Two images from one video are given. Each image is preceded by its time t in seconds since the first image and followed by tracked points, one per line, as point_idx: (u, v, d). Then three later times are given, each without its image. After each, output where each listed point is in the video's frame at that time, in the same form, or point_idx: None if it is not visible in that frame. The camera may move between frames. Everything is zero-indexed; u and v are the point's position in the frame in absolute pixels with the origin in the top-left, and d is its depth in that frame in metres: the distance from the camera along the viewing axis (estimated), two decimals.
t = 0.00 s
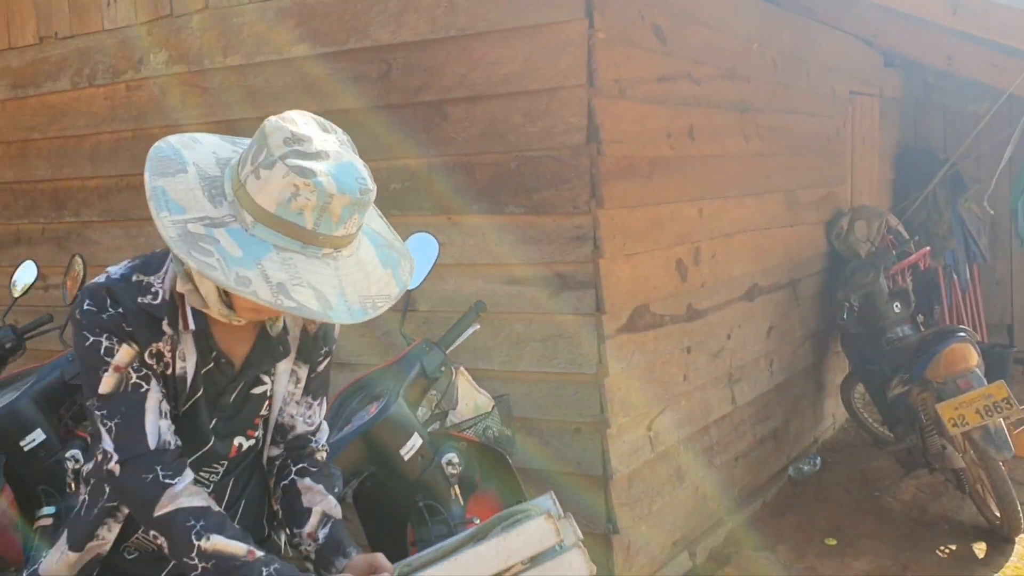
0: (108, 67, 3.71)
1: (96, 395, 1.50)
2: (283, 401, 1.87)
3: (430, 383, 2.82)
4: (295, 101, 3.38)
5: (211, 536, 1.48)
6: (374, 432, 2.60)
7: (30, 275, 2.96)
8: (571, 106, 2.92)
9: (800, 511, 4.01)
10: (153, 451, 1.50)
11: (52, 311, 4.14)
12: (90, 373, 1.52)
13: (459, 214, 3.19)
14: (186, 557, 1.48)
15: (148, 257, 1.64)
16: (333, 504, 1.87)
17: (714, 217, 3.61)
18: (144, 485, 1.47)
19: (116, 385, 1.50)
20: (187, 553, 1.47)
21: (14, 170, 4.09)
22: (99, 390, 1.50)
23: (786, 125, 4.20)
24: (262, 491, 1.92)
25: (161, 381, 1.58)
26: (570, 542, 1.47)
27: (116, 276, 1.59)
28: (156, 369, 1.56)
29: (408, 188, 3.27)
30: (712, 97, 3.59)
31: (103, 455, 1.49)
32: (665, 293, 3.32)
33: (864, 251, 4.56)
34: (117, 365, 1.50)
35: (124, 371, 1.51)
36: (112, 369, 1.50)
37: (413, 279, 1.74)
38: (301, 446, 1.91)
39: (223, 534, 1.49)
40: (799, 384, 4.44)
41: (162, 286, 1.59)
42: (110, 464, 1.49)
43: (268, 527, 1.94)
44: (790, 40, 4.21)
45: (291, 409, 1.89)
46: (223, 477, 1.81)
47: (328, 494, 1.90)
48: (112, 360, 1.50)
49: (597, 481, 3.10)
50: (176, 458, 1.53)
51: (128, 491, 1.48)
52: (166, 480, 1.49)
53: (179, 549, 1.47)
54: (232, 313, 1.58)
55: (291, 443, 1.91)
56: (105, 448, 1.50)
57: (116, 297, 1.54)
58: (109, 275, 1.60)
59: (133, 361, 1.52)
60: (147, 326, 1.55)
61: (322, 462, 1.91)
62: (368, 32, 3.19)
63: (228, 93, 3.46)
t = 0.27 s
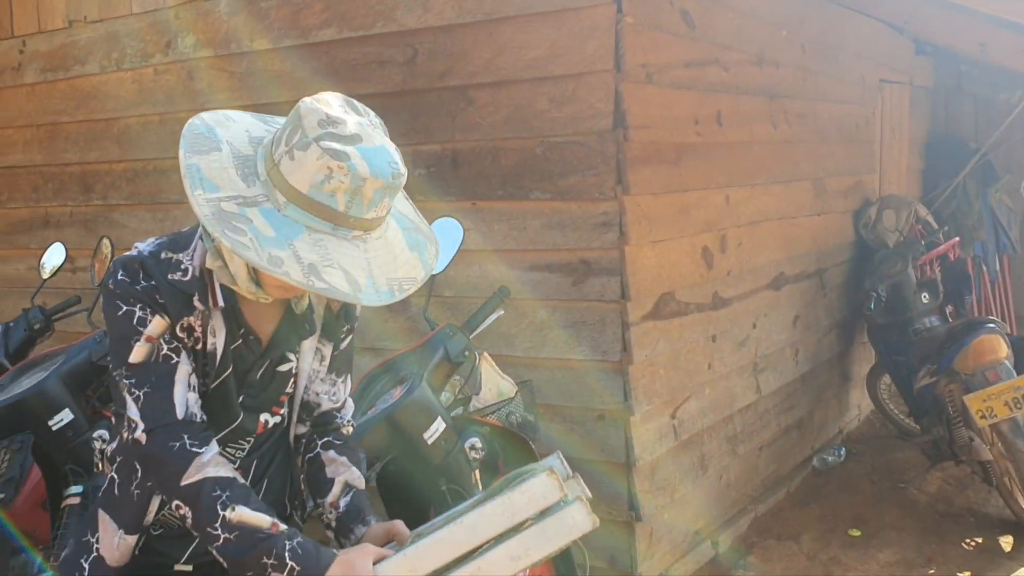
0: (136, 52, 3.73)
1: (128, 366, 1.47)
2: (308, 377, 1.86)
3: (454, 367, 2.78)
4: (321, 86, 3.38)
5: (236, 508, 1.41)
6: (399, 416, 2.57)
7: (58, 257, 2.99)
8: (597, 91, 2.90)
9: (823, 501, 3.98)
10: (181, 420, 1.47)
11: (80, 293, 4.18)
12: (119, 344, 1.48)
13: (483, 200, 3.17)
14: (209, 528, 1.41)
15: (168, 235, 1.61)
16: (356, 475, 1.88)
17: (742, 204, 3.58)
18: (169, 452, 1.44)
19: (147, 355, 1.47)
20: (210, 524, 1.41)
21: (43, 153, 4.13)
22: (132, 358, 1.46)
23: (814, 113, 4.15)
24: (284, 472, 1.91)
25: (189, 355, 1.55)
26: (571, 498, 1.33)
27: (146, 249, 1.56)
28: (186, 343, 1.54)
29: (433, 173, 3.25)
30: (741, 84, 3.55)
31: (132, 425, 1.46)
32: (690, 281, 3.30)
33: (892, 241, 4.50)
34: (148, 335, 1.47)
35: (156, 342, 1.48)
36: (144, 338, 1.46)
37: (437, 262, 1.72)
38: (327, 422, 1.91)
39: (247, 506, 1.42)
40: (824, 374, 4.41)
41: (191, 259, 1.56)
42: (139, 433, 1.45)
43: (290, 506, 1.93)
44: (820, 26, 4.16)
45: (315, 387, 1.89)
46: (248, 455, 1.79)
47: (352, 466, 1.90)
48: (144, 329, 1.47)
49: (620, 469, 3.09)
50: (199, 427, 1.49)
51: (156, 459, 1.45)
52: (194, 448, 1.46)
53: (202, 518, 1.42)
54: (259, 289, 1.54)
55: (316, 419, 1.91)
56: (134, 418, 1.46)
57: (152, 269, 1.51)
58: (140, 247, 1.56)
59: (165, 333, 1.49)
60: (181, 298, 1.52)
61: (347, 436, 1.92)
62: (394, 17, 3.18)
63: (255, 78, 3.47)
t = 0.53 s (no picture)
0: (168, 35, 3.75)
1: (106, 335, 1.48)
2: (319, 353, 1.87)
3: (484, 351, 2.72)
4: (351, 69, 3.38)
5: (187, 459, 1.40)
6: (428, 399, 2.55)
7: (91, 239, 3.00)
8: (630, 73, 2.87)
9: (855, 489, 3.95)
10: (143, 389, 1.47)
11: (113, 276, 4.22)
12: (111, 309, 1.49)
13: (513, 182, 3.14)
14: (163, 482, 1.40)
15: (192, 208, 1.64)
16: (351, 434, 1.86)
17: (775, 188, 3.54)
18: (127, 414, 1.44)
19: (130, 325, 1.47)
20: (162, 477, 1.40)
21: (77, 137, 4.16)
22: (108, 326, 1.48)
23: (849, 96, 4.09)
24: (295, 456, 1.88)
25: (177, 330, 1.54)
26: (486, 374, 1.38)
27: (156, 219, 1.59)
28: (178, 317, 1.53)
29: (462, 156, 3.22)
30: (775, 66, 3.50)
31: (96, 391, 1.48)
32: (723, 265, 3.27)
33: (927, 226, 4.42)
34: (137, 305, 1.47)
35: (143, 313, 1.48)
36: (131, 308, 1.47)
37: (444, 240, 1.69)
38: (332, 391, 1.94)
39: (198, 457, 1.41)
40: (857, 361, 4.36)
41: (195, 232, 1.57)
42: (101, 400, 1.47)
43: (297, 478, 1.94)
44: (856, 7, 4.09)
45: (324, 361, 1.90)
46: (264, 429, 1.78)
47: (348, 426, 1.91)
48: (135, 298, 1.47)
49: (650, 454, 3.07)
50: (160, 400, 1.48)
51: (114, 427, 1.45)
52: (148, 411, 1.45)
53: (151, 471, 1.42)
54: (269, 267, 1.58)
55: (326, 389, 1.93)
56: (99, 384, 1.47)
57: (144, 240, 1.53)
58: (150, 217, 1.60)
59: (155, 305, 1.49)
60: (173, 272, 1.52)
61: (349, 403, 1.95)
62: None
63: (287, 61, 3.48)
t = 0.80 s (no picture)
0: (213, 17, 3.77)
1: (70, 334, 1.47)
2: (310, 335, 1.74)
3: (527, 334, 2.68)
4: (395, 50, 3.37)
5: (134, 445, 1.35)
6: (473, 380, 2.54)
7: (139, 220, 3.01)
8: (678, 54, 2.83)
9: (899, 478, 3.90)
10: (101, 381, 1.43)
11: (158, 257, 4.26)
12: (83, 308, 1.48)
13: (557, 165, 3.11)
14: (111, 468, 1.35)
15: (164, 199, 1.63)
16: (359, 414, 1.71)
17: (823, 172, 3.49)
18: (83, 407, 1.41)
19: (96, 321, 1.45)
20: (111, 463, 1.35)
21: (124, 119, 4.21)
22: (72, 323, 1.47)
23: (899, 78, 4.01)
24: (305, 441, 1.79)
25: (147, 319, 1.51)
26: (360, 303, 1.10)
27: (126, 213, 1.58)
28: (150, 308, 1.51)
29: (506, 138, 3.19)
30: (825, 47, 3.44)
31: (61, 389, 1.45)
32: (769, 250, 3.23)
33: (978, 213, 4.38)
34: (102, 301, 1.45)
35: (109, 309, 1.45)
36: (96, 304, 1.45)
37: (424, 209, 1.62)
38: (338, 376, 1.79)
39: (144, 441, 1.36)
40: (903, 348, 4.29)
41: (168, 223, 1.57)
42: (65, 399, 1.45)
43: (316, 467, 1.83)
44: None
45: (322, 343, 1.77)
46: (257, 410, 1.68)
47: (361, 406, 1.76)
48: (100, 295, 1.45)
49: (693, 440, 3.04)
50: (118, 390, 1.44)
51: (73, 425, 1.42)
52: (101, 399, 1.41)
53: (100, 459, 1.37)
54: (245, 242, 1.54)
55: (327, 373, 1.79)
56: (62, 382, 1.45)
57: (111, 234, 1.52)
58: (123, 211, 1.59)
59: (121, 300, 1.47)
60: (144, 262, 1.52)
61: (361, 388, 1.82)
62: None
63: (331, 43, 3.49)
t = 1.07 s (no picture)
0: (259, 3, 3.80)
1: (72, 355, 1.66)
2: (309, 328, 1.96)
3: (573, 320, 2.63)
4: (440, 35, 3.36)
5: (131, 459, 1.54)
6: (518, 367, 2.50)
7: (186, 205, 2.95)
8: (727, 37, 2.79)
9: (947, 470, 3.85)
10: (98, 400, 1.62)
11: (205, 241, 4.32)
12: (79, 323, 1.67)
13: (602, 150, 3.09)
14: (112, 480, 1.55)
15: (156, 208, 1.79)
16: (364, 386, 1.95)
17: (874, 157, 3.44)
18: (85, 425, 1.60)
19: (93, 337, 1.64)
20: (112, 475, 1.55)
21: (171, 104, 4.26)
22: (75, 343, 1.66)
23: (951, 63, 3.92)
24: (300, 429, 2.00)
25: (140, 333, 1.69)
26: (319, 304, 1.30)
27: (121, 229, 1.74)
28: (145, 324, 1.70)
29: (551, 123, 3.17)
30: (877, 31, 3.38)
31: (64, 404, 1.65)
32: (818, 237, 3.18)
33: None
34: (99, 318, 1.64)
35: (105, 325, 1.64)
36: (94, 320, 1.64)
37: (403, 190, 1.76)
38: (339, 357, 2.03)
39: (141, 457, 1.55)
40: (952, 338, 4.21)
41: (161, 236, 1.73)
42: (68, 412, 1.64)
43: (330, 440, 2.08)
44: None
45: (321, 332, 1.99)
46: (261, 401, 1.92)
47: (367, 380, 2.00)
48: (97, 312, 1.64)
49: (738, 429, 3.02)
50: (113, 406, 1.64)
51: (74, 438, 1.61)
52: (100, 417, 1.61)
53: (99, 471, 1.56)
54: (240, 241, 1.71)
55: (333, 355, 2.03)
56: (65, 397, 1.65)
57: (108, 255, 1.69)
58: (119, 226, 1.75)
59: (116, 317, 1.66)
60: (138, 279, 1.70)
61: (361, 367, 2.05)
62: None
63: (376, 28, 3.51)
